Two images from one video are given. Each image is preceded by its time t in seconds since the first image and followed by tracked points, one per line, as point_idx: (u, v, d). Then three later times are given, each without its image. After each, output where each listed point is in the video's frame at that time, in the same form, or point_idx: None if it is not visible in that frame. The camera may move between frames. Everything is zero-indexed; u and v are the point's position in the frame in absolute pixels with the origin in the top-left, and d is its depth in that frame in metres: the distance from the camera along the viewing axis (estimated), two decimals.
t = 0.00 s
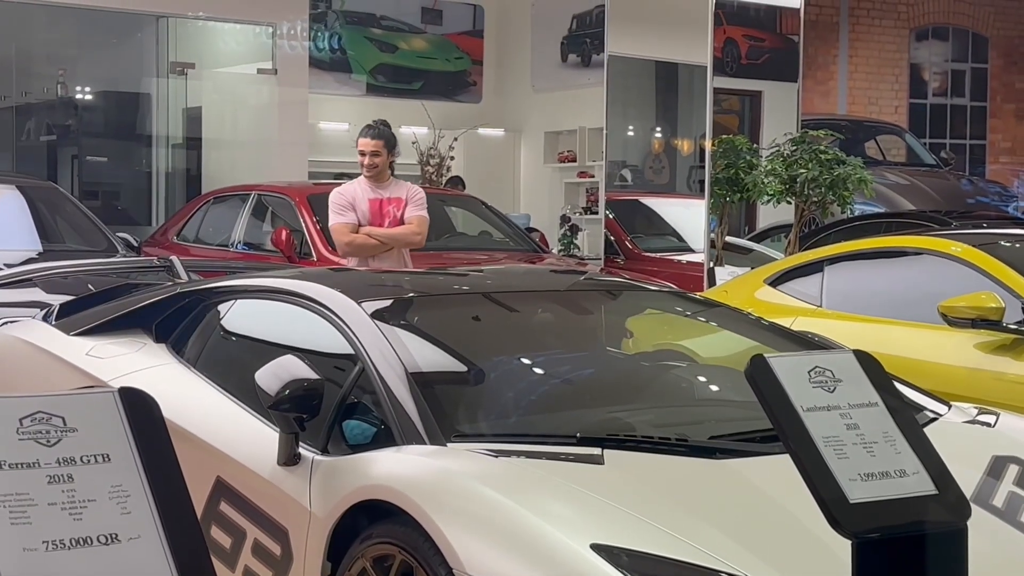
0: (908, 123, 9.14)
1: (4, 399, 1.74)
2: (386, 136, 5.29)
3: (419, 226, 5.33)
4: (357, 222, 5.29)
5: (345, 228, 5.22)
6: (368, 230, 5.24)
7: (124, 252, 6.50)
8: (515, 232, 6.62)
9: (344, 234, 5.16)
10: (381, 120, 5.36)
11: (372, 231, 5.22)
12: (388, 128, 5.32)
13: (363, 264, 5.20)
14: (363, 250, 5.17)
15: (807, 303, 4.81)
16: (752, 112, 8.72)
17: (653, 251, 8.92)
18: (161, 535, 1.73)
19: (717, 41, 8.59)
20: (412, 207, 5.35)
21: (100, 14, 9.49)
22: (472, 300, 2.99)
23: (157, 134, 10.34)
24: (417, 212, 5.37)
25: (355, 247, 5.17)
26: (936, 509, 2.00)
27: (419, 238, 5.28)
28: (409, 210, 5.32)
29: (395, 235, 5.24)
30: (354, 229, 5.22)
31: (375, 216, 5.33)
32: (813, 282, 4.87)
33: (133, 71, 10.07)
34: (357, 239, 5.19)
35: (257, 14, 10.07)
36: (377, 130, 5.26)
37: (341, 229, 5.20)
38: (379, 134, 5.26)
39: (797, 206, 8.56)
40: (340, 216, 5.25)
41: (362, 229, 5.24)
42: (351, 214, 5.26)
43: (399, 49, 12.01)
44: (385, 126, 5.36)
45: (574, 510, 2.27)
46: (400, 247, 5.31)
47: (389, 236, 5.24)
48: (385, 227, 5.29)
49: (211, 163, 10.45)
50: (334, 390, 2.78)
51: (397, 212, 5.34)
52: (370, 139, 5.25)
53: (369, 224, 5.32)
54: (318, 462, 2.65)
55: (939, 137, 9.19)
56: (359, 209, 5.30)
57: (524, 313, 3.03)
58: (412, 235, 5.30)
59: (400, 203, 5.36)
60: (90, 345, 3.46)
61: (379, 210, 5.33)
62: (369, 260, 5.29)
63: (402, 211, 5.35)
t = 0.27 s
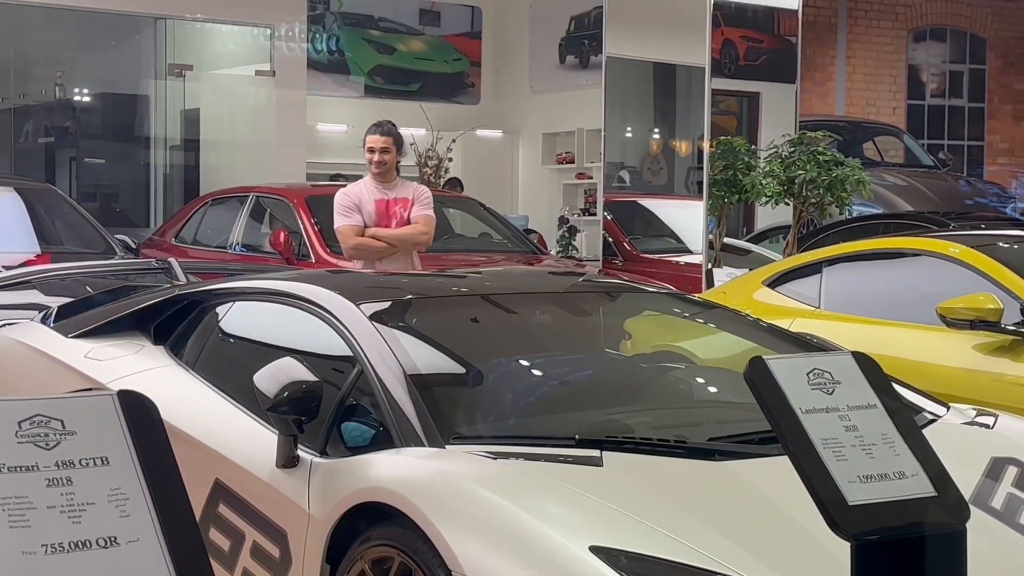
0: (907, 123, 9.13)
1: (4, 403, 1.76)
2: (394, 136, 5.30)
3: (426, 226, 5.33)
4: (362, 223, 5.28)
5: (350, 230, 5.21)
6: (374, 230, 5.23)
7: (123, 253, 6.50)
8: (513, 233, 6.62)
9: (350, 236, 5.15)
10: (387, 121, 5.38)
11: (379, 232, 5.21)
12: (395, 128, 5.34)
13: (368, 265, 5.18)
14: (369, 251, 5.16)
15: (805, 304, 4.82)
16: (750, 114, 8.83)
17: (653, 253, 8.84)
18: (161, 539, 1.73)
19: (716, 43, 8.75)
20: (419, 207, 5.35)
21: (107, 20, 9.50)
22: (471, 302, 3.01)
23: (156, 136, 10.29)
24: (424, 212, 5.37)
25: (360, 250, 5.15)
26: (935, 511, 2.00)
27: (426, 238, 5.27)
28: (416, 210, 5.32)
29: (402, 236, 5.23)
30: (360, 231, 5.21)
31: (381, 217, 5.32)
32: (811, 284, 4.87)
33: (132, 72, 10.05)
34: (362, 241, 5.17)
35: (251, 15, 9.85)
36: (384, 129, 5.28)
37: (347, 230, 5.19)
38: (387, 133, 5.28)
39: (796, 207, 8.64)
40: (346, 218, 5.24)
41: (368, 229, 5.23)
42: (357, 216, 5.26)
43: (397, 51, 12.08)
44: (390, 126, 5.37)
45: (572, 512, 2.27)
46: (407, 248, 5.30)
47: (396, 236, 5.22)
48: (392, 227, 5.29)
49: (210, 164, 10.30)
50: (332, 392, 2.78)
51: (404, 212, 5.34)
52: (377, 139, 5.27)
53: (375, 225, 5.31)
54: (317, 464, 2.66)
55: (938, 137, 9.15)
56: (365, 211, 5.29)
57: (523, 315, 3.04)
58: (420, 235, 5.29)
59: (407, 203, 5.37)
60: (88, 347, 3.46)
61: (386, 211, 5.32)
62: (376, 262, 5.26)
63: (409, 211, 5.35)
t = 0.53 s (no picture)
0: (903, 124, 9.17)
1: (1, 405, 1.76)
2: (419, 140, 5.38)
3: (447, 232, 5.34)
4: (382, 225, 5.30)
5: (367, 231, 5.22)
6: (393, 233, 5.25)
7: (119, 255, 6.48)
8: (510, 233, 6.62)
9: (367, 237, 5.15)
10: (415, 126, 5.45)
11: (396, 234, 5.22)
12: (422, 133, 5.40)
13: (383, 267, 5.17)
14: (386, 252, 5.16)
15: (802, 305, 4.83)
16: (746, 115, 8.87)
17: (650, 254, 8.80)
18: (158, 540, 1.73)
19: (714, 44, 8.70)
20: (440, 212, 5.36)
21: (102, 20, 9.48)
22: (468, 303, 3.01)
23: (152, 138, 10.19)
24: (446, 219, 5.38)
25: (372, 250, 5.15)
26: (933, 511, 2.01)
27: (445, 243, 5.27)
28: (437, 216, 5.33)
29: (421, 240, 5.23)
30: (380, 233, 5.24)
31: (402, 221, 5.35)
32: (808, 284, 4.88)
33: (128, 74, 9.94)
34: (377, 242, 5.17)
35: (247, 16, 9.88)
36: (411, 132, 5.35)
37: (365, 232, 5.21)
38: (413, 137, 5.35)
39: (793, 207, 8.74)
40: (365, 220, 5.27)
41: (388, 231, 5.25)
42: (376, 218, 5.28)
43: (394, 52, 11.97)
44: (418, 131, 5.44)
45: (571, 513, 2.27)
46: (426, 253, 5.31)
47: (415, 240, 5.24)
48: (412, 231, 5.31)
49: (206, 166, 10.29)
50: (330, 393, 2.78)
51: (425, 217, 5.36)
52: (402, 141, 5.34)
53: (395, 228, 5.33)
54: (314, 466, 2.65)
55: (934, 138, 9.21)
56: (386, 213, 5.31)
57: (520, 316, 3.03)
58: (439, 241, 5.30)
59: (429, 209, 5.38)
60: (85, 349, 3.46)
61: (407, 215, 5.35)
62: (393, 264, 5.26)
63: (430, 216, 5.36)
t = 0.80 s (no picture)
0: (897, 125, 9.10)
1: None
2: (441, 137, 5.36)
3: (468, 231, 5.31)
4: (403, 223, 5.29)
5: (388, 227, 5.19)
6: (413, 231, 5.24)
7: (113, 258, 6.47)
8: (503, 235, 6.62)
9: (389, 233, 5.13)
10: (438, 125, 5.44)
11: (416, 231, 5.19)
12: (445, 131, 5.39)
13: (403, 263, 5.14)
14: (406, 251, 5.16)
15: (797, 306, 4.83)
16: (741, 116, 8.79)
17: (644, 255, 8.98)
18: (151, 544, 1.73)
19: (707, 45, 8.73)
20: (461, 211, 5.33)
21: (93, 21, 9.36)
22: (463, 305, 3.00)
23: (145, 140, 9.82)
24: (468, 217, 5.36)
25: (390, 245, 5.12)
26: (926, 512, 2.01)
27: (467, 241, 5.25)
28: (459, 214, 5.31)
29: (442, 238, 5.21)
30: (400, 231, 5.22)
31: (424, 218, 5.33)
32: (803, 286, 4.88)
33: (121, 75, 9.63)
34: (398, 238, 5.15)
35: (245, 19, 9.92)
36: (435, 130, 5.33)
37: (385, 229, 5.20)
38: (435, 134, 5.34)
39: (787, 209, 8.72)
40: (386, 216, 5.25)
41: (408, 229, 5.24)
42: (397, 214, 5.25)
43: (387, 53, 11.37)
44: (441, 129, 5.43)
45: (565, 515, 2.27)
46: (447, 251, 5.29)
47: (435, 239, 5.22)
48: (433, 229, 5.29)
49: (201, 170, 10.06)
50: (324, 395, 2.77)
51: (446, 215, 5.34)
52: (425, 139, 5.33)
53: (417, 225, 5.31)
54: (309, 468, 2.65)
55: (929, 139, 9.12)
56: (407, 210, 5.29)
57: (515, 318, 3.04)
58: (460, 240, 5.28)
59: (451, 207, 5.35)
60: (78, 351, 3.45)
61: (428, 213, 5.33)
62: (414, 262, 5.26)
63: (452, 214, 5.34)
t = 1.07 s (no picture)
0: (886, 126, 9.03)
1: None
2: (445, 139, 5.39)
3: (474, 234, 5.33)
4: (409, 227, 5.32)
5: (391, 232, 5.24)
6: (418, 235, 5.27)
7: (104, 261, 6.45)
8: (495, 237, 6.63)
9: (391, 239, 5.18)
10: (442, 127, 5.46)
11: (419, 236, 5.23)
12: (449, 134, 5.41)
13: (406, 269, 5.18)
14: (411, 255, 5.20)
15: (787, 308, 4.84)
16: (732, 118, 8.84)
17: (636, 258, 8.92)
18: (142, 547, 1.73)
19: (699, 48, 8.76)
20: (466, 215, 5.34)
21: (75, 21, 8.76)
22: (456, 308, 2.99)
23: (137, 143, 9.11)
24: (474, 220, 5.37)
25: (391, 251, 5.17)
26: (917, 513, 2.01)
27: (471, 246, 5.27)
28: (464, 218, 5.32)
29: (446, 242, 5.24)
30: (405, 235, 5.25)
31: (429, 222, 5.35)
32: (795, 288, 4.89)
33: (110, 78, 8.93)
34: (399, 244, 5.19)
35: (235, 20, 9.46)
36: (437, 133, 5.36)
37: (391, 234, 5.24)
38: (439, 137, 5.36)
39: (778, 210, 8.84)
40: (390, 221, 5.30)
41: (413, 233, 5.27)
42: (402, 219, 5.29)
43: (379, 56, 10.81)
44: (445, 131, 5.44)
45: (556, 517, 2.27)
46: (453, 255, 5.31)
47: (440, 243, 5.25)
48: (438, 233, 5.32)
49: (193, 173, 9.45)
50: (316, 399, 2.77)
51: (451, 219, 5.35)
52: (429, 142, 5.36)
53: (422, 230, 5.33)
54: (300, 471, 2.65)
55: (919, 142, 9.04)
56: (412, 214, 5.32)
57: (507, 321, 3.03)
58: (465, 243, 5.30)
59: (456, 210, 5.37)
60: (69, 354, 3.44)
61: (433, 217, 5.35)
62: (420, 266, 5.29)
63: (457, 218, 5.35)
